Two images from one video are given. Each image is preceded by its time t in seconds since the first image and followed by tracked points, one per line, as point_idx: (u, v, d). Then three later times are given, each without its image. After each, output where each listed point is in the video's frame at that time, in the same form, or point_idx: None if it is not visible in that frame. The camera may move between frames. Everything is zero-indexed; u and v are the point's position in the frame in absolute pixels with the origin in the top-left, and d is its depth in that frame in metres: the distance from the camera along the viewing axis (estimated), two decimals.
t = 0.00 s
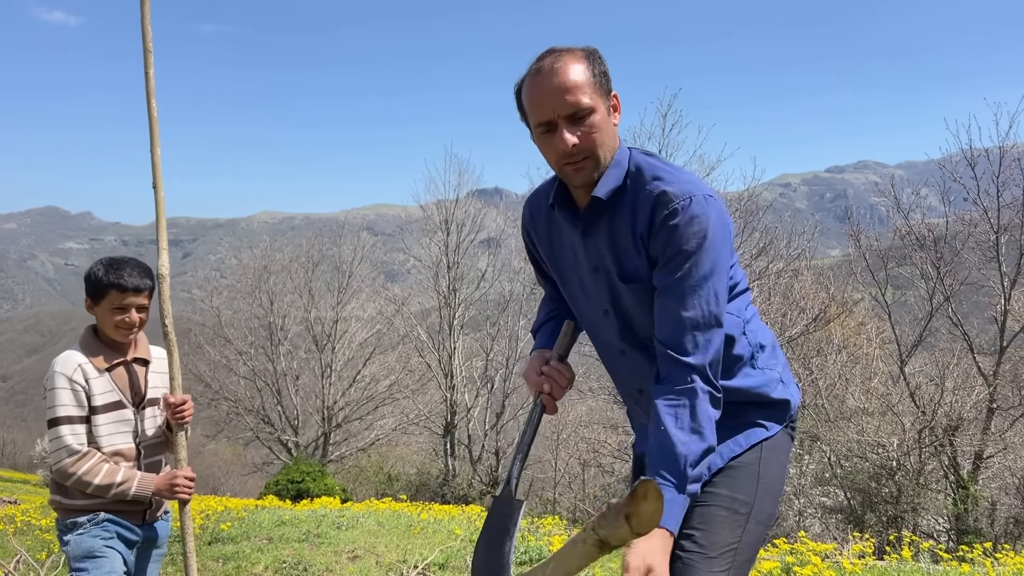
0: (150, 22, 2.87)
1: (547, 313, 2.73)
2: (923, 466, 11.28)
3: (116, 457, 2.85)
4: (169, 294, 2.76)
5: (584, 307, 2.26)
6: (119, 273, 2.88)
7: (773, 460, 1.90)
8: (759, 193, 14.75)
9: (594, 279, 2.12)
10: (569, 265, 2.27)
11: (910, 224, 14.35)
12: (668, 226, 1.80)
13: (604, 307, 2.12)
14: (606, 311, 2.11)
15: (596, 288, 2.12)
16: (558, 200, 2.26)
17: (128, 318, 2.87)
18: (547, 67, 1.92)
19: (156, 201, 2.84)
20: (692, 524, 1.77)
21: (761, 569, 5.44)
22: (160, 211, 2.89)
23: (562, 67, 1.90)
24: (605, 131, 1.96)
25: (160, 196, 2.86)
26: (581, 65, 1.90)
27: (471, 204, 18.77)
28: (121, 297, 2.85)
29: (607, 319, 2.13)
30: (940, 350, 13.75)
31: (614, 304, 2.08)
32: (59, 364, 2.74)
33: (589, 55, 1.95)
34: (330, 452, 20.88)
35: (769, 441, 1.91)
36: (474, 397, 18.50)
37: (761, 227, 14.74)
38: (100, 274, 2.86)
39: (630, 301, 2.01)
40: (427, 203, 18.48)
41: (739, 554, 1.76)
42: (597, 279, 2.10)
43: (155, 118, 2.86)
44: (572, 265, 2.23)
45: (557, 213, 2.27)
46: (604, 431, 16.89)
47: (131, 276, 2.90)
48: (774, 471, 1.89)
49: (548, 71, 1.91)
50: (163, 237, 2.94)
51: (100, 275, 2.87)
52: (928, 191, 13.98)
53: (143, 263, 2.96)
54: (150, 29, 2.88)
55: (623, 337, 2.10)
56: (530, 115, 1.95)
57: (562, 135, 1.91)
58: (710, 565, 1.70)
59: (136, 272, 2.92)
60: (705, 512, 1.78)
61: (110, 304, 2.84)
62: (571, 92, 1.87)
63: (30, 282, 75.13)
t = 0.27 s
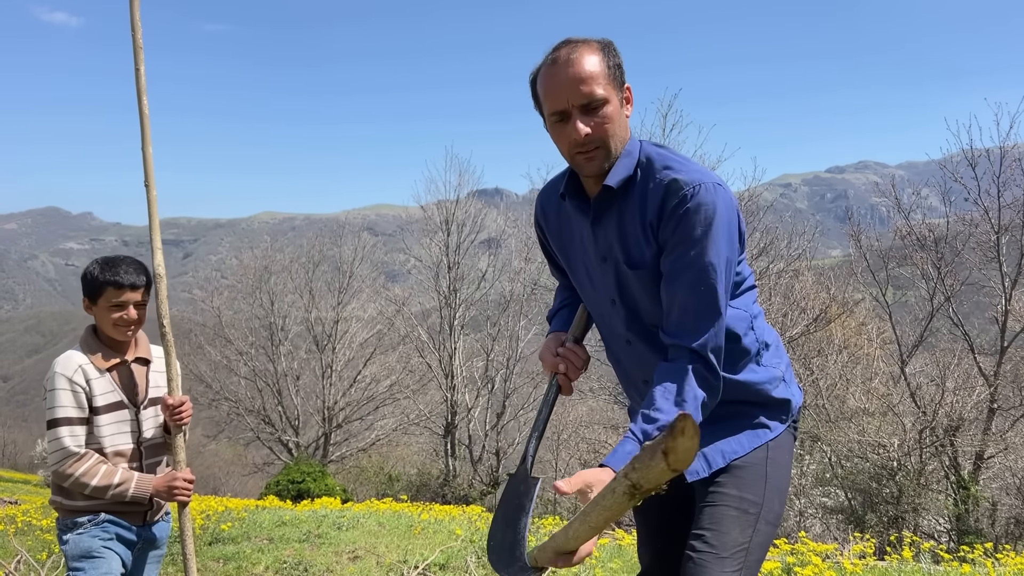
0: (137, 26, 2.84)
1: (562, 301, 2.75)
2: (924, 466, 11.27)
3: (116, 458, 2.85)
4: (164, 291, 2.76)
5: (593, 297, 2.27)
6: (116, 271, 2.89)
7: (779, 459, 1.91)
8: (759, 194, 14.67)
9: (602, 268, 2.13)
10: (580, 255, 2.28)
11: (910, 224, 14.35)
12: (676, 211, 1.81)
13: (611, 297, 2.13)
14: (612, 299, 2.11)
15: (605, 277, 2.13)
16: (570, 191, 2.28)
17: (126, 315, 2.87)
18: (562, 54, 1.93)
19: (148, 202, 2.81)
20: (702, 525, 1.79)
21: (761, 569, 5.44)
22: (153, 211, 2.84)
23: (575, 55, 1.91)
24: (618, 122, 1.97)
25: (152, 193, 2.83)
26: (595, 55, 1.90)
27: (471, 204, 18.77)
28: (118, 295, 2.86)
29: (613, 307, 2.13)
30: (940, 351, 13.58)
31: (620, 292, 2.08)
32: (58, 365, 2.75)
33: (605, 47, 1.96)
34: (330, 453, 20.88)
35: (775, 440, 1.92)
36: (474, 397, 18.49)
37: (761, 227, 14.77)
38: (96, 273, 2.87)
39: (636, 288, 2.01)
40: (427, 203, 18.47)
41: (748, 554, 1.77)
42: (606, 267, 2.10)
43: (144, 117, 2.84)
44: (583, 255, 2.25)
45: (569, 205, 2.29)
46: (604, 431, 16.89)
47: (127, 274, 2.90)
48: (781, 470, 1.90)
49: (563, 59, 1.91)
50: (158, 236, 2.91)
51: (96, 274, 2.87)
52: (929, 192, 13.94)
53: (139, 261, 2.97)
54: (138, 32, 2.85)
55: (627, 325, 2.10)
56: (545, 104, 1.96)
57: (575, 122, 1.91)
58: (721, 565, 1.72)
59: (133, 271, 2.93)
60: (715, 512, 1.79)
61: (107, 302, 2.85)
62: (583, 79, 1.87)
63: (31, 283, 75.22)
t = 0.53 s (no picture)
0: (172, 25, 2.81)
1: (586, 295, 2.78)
2: (925, 466, 11.26)
3: (119, 457, 2.85)
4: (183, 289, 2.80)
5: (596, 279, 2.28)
6: (111, 270, 2.88)
7: (777, 459, 1.90)
8: (760, 193, 14.70)
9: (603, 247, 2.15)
10: (586, 239, 2.30)
11: (912, 224, 14.34)
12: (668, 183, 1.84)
13: (609, 275, 2.14)
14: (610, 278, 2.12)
15: (604, 255, 2.14)
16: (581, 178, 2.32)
17: (121, 315, 2.88)
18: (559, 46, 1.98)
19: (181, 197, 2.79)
20: (696, 525, 1.81)
21: (761, 568, 5.44)
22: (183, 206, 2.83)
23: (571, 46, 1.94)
24: (618, 108, 1.99)
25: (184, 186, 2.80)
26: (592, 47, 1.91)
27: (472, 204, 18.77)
28: (114, 294, 2.86)
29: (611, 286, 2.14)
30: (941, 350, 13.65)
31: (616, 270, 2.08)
32: (55, 366, 2.74)
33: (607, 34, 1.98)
34: (331, 452, 20.89)
35: (771, 440, 1.90)
36: (475, 397, 18.50)
37: (762, 227, 14.75)
38: (90, 274, 2.85)
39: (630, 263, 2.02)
40: (427, 203, 18.47)
41: (741, 553, 1.78)
42: (605, 244, 2.12)
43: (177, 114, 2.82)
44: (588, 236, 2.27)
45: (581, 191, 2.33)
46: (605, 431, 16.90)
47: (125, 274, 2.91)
48: (778, 469, 1.89)
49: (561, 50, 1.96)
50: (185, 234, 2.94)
51: (92, 274, 2.86)
52: (930, 192, 13.87)
53: (134, 260, 2.98)
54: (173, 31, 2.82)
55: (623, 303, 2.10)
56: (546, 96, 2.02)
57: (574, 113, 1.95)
58: (713, 565, 1.73)
59: (128, 270, 2.93)
60: (709, 513, 1.81)
61: (102, 302, 2.85)
62: (579, 72, 1.90)
63: (31, 283, 75.25)
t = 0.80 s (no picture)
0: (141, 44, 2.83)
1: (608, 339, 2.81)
2: (925, 467, 11.25)
3: (123, 459, 2.84)
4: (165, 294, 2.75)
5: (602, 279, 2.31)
6: (121, 270, 2.88)
7: (770, 461, 1.89)
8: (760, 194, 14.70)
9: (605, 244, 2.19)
10: (591, 234, 2.33)
11: (912, 225, 14.34)
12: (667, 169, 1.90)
13: (612, 265, 2.16)
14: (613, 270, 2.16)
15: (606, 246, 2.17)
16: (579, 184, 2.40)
17: (132, 315, 2.89)
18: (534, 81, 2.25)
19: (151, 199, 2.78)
20: (687, 527, 1.80)
21: (762, 568, 5.44)
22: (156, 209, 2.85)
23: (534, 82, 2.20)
24: (580, 134, 2.16)
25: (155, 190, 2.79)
26: (543, 83, 2.14)
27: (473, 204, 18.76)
28: (124, 294, 2.86)
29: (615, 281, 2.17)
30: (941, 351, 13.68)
31: (617, 261, 2.12)
32: (65, 368, 2.71)
33: (560, 66, 2.16)
34: (331, 453, 20.91)
35: (764, 441, 1.90)
36: (475, 397, 18.50)
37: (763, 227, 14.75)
38: (100, 273, 2.85)
39: (628, 251, 2.05)
40: (428, 204, 18.46)
41: (735, 555, 1.76)
42: (606, 235, 2.15)
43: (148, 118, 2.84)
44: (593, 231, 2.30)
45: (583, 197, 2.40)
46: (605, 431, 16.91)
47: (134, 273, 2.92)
48: (771, 471, 1.87)
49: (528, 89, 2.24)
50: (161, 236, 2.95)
51: (100, 274, 2.86)
52: (930, 192, 13.76)
53: (141, 261, 2.98)
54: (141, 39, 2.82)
55: (625, 295, 2.12)
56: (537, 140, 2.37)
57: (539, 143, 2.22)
58: (703, 566, 1.72)
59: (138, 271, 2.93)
60: (700, 514, 1.80)
61: (113, 302, 2.85)
62: (534, 108, 2.16)
63: (31, 283, 75.30)
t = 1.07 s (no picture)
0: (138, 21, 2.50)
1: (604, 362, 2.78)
2: (926, 467, 11.24)
3: (119, 459, 2.84)
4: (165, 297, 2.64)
5: (606, 270, 2.31)
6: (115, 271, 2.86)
7: (761, 460, 1.88)
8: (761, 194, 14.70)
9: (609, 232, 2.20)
10: (597, 224, 2.36)
11: (913, 225, 14.32)
12: (672, 145, 1.91)
13: (614, 253, 2.18)
14: (617, 257, 2.17)
15: (609, 233, 2.20)
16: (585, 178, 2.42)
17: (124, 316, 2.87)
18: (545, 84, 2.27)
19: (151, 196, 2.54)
20: (681, 525, 1.79)
21: (762, 568, 5.44)
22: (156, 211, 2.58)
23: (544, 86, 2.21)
24: (592, 136, 2.17)
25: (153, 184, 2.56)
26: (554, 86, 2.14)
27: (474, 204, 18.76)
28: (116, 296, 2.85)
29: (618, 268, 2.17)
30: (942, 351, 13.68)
31: (620, 247, 2.12)
32: (55, 369, 2.72)
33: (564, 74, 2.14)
34: (332, 453, 20.92)
35: (753, 439, 1.89)
36: (476, 397, 18.50)
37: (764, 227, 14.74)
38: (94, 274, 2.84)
39: (631, 233, 2.05)
40: (428, 204, 18.46)
41: (729, 551, 1.75)
42: (610, 222, 2.18)
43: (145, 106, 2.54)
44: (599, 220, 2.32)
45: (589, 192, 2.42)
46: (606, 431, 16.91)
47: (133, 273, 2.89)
48: (762, 468, 1.87)
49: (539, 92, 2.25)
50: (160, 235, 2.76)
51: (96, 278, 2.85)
52: (931, 192, 13.74)
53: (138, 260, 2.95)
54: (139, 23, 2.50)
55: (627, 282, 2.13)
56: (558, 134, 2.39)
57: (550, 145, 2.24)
58: (699, 564, 1.70)
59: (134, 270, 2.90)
60: (693, 512, 1.79)
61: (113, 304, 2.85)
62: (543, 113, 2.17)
63: (32, 283, 75.34)
